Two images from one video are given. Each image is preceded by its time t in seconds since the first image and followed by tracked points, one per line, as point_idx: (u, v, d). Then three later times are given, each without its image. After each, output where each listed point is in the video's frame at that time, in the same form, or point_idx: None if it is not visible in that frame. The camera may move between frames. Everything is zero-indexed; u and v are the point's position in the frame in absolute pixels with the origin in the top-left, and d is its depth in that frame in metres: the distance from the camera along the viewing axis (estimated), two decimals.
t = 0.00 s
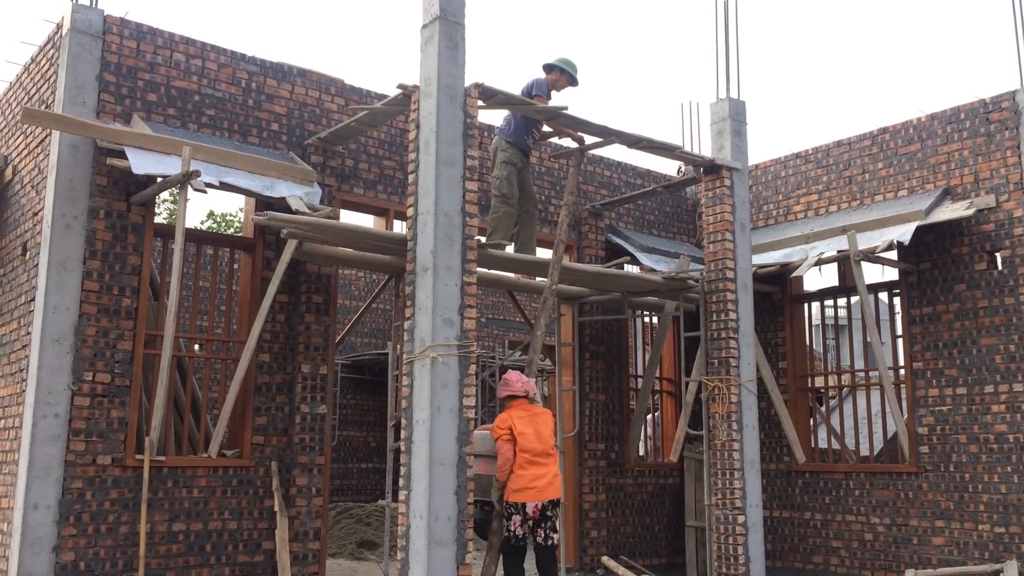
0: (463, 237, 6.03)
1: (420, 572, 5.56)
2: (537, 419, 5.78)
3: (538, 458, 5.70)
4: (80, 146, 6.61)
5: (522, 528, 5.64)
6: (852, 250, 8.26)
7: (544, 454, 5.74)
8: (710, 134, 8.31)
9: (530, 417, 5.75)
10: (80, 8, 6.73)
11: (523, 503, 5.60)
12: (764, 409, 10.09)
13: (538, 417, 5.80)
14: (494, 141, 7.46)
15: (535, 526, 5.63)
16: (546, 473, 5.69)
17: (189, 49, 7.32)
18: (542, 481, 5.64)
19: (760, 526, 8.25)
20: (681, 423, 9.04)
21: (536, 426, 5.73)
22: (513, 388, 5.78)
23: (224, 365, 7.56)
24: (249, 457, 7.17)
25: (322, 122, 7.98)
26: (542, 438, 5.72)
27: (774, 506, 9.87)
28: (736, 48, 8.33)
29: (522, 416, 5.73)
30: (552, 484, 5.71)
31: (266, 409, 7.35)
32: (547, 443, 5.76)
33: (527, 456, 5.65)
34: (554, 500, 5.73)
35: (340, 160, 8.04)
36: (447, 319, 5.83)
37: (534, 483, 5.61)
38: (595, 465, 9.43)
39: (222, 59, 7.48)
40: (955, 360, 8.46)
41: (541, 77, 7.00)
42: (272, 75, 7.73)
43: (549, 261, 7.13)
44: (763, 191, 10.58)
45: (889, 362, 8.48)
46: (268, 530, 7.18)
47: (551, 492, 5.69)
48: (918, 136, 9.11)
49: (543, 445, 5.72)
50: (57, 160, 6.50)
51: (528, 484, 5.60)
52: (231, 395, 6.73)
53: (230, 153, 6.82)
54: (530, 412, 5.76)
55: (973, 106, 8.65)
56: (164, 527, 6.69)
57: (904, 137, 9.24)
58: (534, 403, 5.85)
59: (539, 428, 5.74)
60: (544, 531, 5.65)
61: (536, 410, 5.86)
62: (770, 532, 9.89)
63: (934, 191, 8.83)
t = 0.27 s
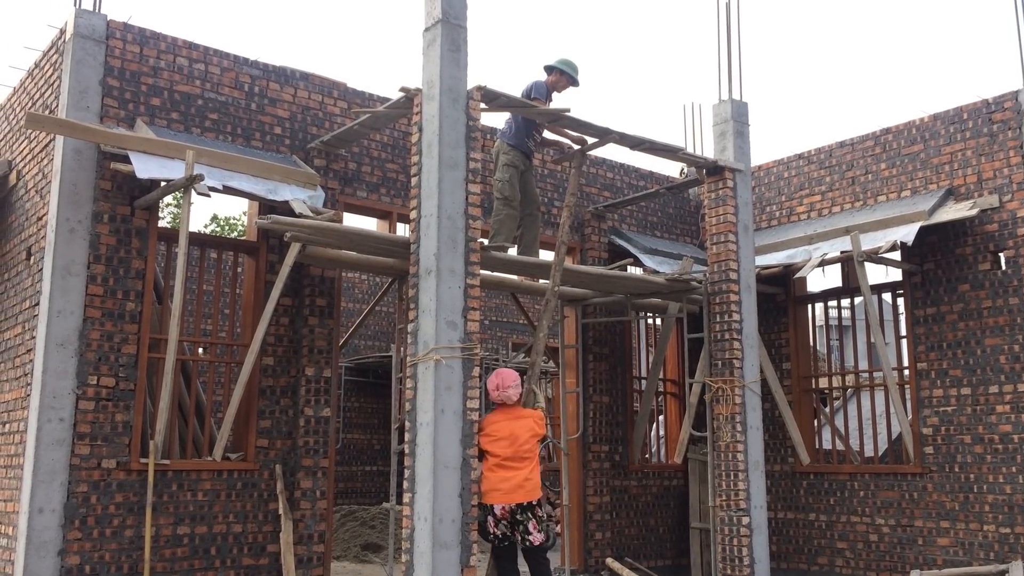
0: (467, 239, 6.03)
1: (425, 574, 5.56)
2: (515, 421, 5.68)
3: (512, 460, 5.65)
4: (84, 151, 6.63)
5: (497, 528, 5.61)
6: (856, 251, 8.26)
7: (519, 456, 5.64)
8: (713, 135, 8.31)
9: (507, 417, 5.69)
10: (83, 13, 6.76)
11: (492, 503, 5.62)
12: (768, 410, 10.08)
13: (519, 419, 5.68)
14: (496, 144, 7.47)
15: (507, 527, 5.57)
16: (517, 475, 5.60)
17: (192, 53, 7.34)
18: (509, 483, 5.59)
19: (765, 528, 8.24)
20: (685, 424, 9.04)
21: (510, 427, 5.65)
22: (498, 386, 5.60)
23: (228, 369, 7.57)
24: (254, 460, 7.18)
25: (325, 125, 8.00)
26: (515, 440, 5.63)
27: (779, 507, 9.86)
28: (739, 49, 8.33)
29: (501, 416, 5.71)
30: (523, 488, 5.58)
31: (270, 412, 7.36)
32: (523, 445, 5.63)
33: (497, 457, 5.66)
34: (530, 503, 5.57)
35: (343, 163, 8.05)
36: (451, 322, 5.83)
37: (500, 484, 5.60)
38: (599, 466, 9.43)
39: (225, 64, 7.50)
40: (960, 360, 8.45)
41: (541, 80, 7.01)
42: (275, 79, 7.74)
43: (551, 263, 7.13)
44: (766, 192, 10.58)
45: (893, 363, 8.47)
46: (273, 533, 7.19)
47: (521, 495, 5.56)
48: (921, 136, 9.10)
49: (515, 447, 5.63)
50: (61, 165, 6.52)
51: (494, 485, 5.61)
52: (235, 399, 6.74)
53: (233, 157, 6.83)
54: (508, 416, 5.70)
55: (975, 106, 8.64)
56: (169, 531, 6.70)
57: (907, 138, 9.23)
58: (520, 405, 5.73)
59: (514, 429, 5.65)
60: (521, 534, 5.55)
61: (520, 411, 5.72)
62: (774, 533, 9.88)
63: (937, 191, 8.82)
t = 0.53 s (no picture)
0: (468, 240, 6.03)
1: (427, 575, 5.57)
2: (508, 423, 5.75)
3: (504, 463, 5.70)
4: (86, 152, 6.64)
5: (492, 530, 5.64)
6: (858, 252, 8.25)
7: (511, 459, 5.68)
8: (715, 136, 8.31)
9: (500, 420, 5.78)
10: (86, 15, 6.77)
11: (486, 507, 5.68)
12: (771, 411, 10.08)
13: (512, 421, 5.75)
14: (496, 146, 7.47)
15: (501, 530, 5.61)
16: (508, 478, 5.64)
17: (194, 54, 7.35)
18: (500, 485, 5.64)
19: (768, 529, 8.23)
20: (687, 425, 9.05)
21: (502, 430, 5.74)
22: (488, 392, 5.80)
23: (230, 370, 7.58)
24: (256, 461, 7.18)
25: (327, 126, 8.00)
26: (506, 443, 5.70)
27: (781, 508, 9.85)
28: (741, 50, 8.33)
29: (494, 420, 5.81)
30: (515, 490, 5.61)
31: (272, 413, 7.36)
32: (514, 447, 5.68)
33: (490, 460, 5.74)
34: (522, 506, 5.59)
35: (345, 164, 8.06)
36: (453, 322, 5.84)
37: (492, 487, 5.66)
38: (601, 467, 9.43)
39: (227, 65, 7.51)
40: (962, 361, 8.44)
41: (540, 81, 7.01)
42: (277, 80, 7.75)
43: (552, 264, 7.14)
44: (768, 193, 10.58)
45: (895, 364, 8.45)
46: (275, 534, 7.20)
47: (512, 498, 5.59)
48: (923, 137, 9.10)
49: (506, 449, 5.69)
50: (64, 166, 6.53)
51: (486, 488, 5.69)
52: (237, 400, 6.75)
53: (235, 158, 6.84)
54: (501, 421, 5.79)
55: (978, 107, 8.64)
56: (171, 532, 6.71)
57: (909, 138, 9.23)
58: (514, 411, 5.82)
59: (505, 432, 5.73)
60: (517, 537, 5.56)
61: (514, 413, 5.79)
62: (777, 534, 9.87)
63: (939, 192, 8.81)
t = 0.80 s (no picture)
0: (471, 240, 6.03)
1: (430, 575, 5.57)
2: (508, 424, 5.81)
3: (506, 463, 5.74)
4: (90, 152, 6.65)
5: (496, 530, 5.67)
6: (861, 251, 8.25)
7: (513, 459, 5.72)
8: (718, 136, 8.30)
9: (500, 421, 5.84)
10: (89, 15, 6.78)
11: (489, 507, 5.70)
12: (774, 411, 10.07)
13: (512, 422, 5.81)
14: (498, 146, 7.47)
15: (505, 530, 5.64)
16: (510, 477, 5.67)
17: (198, 54, 7.36)
18: (503, 485, 5.66)
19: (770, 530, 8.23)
20: (689, 425, 9.04)
21: (503, 431, 5.79)
22: (487, 397, 5.90)
23: (233, 369, 7.59)
24: (259, 460, 7.19)
25: (329, 126, 8.01)
26: (507, 443, 5.75)
27: (784, 508, 9.84)
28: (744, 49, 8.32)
29: (495, 422, 5.86)
30: (518, 489, 5.64)
31: (275, 413, 7.37)
32: (516, 447, 5.72)
33: (491, 461, 5.77)
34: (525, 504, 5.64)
35: (348, 164, 8.06)
36: (455, 322, 5.84)
37: (494, 487, 5.69)
38: (604, 467, 9.43)
39: (231, 65, 7.51)
40: (965, 361, 8.43)
41: (541, 80, 7.01)
42: (280, 80, 7.76)
43: (554, 264, 7.14)
44: (771, 193, 10.57)
45: (898, 364, 8.44)
46: (278, 533, 7.21)
47: (515, 497, 5.63)
48: (926, 137, 9.08)
49: (508, 449, 5.73)
50: (67, 166, 6.54)
51: (488, 488, 5.71)
52: (240, 399, 6.75)
53: (239, 158, 6.84)
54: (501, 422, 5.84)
55: (981, 107, 8.63)
56: (174, 531, 6.72)
57: (912, 138, 9.22)
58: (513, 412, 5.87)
59: (506, 432, 5.78)
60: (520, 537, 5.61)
61: (515, 414, 5.85)
62: (779, 534, 9.87)
63: (943, 192, 8.80)
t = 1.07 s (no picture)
0: (474, 242, 6.04)
1: None
2: (511, 426, 5.89)
3: (509, 464, 5.81)
4: (94, 153, 6.66)
5: (499, 531, 5.74)
6: (864, 253, 8.24)
7: (516, 460, 5.81)
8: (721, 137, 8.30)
9: (503, 423, 5.90)
10: (93, 16, 6.79)
11: (491, 508, 5.75)
12: (777, 412, 10.07)
13: (515, 424, 5.90)
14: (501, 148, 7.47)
15: (507, 531, 5.71)
16: (514, 479, 5.75)
17: (201, 56, 7.37)
18: (506, 486, 5.73)
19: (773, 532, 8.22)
20: (692, 427, 9.03)
21: (506, 432, 5.86)
22: (489, 399, 5.95)
23: (237, 371, 7.59)
24: (262, 462, 7.19)
25: (333, 128, 8.02)
26: (510, 444, 5.82)
27: (787, 510, 9.83)
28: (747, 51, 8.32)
29: (497, 423, 5.92)
30: (520, 491, 5.74)
31: (278, 414, 7.37)
32: (519, 449, 5.81)
33: (494, 461, 5.82)
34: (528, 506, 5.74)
35: (351, 165, 8.07)
36: (458, 324, 5.84)
37: (497, 488, 5.74)
38: (607, 469, 9.42)
39: (234, 66, 7.52)
40: (969, 363, 8.42)
41: (542, 81, 7.01)
42: (283, 82, 7.77)
43: (557, 266, 7.13)
44: (774, 195, 10.57)
45: (902, 365, 8.43)
46: (281, 535, 7.21)
47: (518, 498, 5.72)
48: (930, 138, 9.07)
49: (511, 451, 5.81)
50: (71, 167, 6.55)
51: (492, 489, 5.75)
52: (244, 401, 6.76)
53: (242, 159, 6.85)
54: (503, 423, 5.90)
55: (984, 108, 8.62)
56: (178, 532, 6.72)
57: (916, 140, 9.20)
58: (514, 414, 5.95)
59: (509, 434, 5.85)
60: (522, 537, 5.72)
61: (517, 416, 5.94)
62: (782, 536, 9.86)
63: (946, 193, 8.79)
